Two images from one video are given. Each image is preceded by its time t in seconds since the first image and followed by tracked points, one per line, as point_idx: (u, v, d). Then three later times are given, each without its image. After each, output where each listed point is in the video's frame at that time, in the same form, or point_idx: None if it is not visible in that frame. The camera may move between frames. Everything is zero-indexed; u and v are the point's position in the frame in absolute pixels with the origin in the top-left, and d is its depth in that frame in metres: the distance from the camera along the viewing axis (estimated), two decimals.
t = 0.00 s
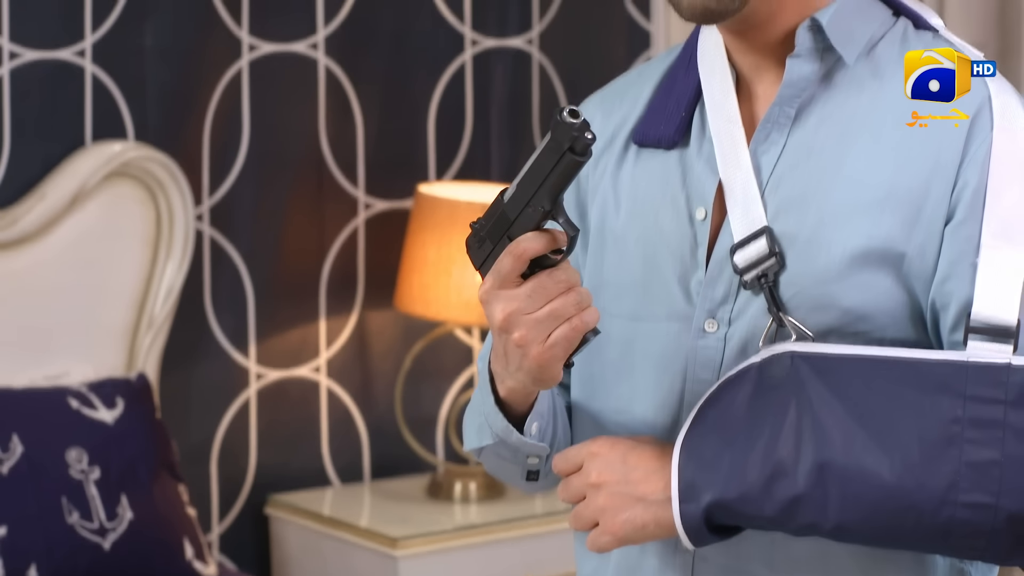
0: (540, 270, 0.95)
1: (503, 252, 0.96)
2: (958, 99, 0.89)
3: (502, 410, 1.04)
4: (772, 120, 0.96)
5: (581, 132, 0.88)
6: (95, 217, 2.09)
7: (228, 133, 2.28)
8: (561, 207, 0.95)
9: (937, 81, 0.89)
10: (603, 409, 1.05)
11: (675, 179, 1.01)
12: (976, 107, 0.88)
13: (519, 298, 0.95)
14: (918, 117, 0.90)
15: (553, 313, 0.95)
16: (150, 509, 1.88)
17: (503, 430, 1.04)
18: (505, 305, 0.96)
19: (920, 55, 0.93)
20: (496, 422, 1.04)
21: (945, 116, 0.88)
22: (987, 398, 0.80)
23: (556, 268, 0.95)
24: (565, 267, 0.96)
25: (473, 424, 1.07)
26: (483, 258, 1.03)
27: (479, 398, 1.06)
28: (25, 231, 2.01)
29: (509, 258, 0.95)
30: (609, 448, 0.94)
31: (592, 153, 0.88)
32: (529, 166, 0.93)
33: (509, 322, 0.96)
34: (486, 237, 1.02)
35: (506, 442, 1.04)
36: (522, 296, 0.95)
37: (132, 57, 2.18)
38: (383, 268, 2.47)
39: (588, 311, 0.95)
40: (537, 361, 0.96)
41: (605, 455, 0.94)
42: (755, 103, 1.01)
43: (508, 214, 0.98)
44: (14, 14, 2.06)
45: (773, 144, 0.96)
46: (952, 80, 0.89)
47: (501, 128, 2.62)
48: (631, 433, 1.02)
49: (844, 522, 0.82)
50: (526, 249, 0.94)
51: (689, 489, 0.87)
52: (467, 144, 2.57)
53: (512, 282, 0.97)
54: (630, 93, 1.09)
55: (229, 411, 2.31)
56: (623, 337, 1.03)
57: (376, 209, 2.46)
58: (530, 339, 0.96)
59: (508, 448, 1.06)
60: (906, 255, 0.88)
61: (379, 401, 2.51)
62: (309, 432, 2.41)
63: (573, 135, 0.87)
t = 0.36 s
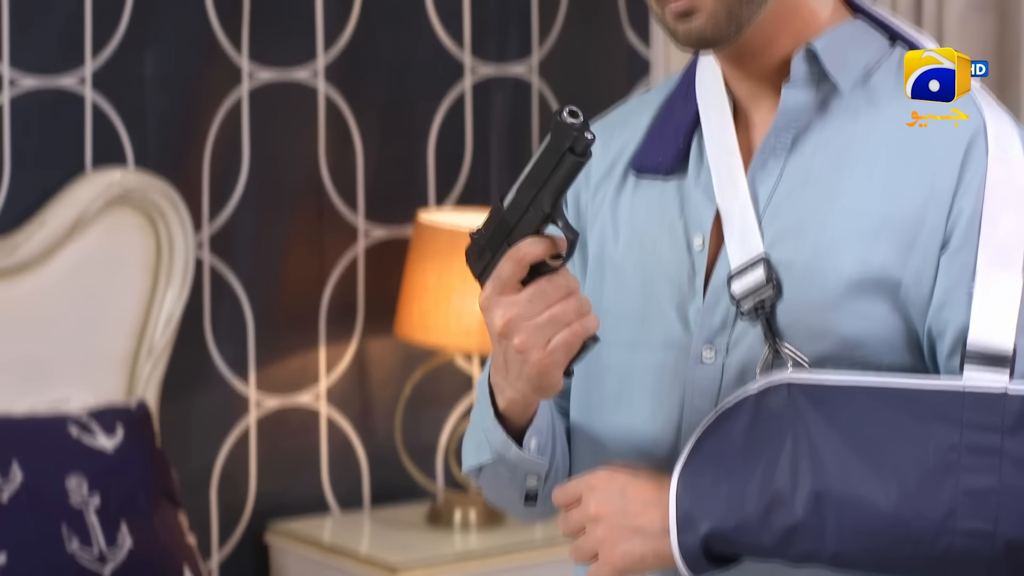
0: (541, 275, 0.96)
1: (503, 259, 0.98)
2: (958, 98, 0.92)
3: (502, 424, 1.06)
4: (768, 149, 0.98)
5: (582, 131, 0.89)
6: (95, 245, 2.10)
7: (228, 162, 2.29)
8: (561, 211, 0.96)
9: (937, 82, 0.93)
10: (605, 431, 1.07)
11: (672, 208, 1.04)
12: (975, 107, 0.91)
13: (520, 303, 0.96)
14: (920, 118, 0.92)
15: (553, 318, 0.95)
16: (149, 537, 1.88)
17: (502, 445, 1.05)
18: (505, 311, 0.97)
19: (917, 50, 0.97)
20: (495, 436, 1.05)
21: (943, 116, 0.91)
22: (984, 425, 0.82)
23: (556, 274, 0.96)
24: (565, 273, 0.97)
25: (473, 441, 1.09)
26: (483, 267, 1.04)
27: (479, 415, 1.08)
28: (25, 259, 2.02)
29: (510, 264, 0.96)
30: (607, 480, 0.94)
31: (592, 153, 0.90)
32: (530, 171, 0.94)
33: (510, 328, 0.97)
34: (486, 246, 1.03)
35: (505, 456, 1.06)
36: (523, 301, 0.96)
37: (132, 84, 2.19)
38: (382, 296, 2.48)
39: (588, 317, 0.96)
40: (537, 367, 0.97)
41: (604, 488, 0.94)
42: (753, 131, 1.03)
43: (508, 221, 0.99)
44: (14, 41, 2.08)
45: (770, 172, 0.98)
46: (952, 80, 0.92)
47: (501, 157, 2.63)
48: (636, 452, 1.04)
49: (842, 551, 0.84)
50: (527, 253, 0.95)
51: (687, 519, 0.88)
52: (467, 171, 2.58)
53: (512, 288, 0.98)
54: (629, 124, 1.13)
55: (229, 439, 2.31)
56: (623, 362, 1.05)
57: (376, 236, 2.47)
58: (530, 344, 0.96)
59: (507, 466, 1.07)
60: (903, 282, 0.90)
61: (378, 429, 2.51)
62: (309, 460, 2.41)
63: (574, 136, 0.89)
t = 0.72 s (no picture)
0: (545, 292, 0.97)
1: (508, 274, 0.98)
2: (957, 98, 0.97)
3: (502, 441, 1.06)
4: (769, 175, 0.99)
5: (590, 147, 0.89)
6: (95, 269, 2.11)
7: (228, 187, 2.30)
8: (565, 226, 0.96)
9: (937, 82, 0.98)
10: (605, 452, 1.07)
11: (673, 234, 1.05)
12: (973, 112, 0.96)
13: (524, 319, 0.97)
14: (920, 118, 0.95)
15: (557, 334, 0.96)
16: (149, 562, 1.87)
17: (502, 464, 1.05)
18: (509, 327, 0.97)
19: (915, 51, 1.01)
20: (496, 456, 1.05)
21: (944, 118, 0.94)
22: (985, 450, 0.83)
23: (560, 290, 0.97)
24: (569, 290, 0.97)
25: (473, 462, 1.09)
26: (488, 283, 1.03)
27: (479, 436, 1.08)
28: (25, 284, 2.03)
29: (515, 279, 0.96)
30: (608, 509, 0.95)
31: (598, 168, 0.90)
32: (537, 186, 0.94)
33: (514, 343, 0.97)
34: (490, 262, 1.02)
35: (505, 476, 1.06)
36: (527, 317, 0.97)
37: (132, 110, 2.20)
38: (382, 320, 2.48)
39: (592, 334, 0.97)
40: (541, 384, 0.98)
41: (605, 516, 0.95)
42: (754, 156, 1.04)
43: (512, 237, 0.99)
44: (15, 66, 2.09)
45: (770, 199, 0.99)
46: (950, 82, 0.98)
47: (501, 183, 2.64)
48: (637, 474, 1.05)
49: None
50: (531, 269, 0.95)
51: (688, 544, 0.89)
52: (467, 195, 2.59)
53: (516, 304, 0.98)
54: (630, 149, 1.15)
55: (228, 465, 2.31)
56: (624, 387, 1.06)
57: (376, 261, 2.48)
58: (534, 360, 0.97)
59: (506, 485, 1.08)
60: (904, 308, 0.90)
61: (378, 454, 2.50)
62: (309, 485, 2.41)
63: (582, 152, 0.89)
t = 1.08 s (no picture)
0: (553, 309, 0.97)
1: (516, 292, 0.98)
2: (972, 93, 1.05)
3: (508, 459, 1.06)
4: (771, 193, 1.00)
5: (599, 163, 0.89)
6: (95, 287, 2.11)
7: (228, 205, 2.30)
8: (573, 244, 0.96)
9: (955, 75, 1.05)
10: (606, 469, 1.08)
11: (674, 251, 1.05)
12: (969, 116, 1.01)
13: (533, 336, 0.97)
14: (918, 120, 0.98)
15: (565, 351, 0.96)
16: None
17: (507, 482, 1.05)
18: (517, 345, 0.97)
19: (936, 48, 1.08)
20: (501, 473, 1.05)
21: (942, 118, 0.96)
22: (988, 468, 0.83)
23: (568, 308, 0.97)
24: (577, 307, 0.97)
25: (476, 479, 1.09)
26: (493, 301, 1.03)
27: (484, 452, 1.08)
28: (26, 301, 2.03)
29: (523, 297, 0.96)
30: (613, 527, 0.95)
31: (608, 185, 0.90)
32: (546, 203, 0.94)
33: (522, 361, 0.98)
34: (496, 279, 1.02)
35: (509, 494, 1.06)
36: (535, 335, 0.97)
37: (132, 128, 2.21)
38: (381, 337, 2.48)
39: (600, 352, 0.97)
40: (549, 402, 0.97)
41: (610, 534, 0.95)
42: (754, 174, 1.05)
43: (520, 255, 0.99)
44: (15, 85, 2.10)
45: (773, 216, 1.00)
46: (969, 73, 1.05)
47: (501, 200, 2.65)
48: (639, 491, 1.05)
49: None
50: (540, 287, 0.95)
51: (692, 562, 0.89)
52: (467, 213, 2.60)
53: (524, 322, 0.98)
54: (631, 166, 1.15)
55: (228, 483, 2.31)
56: (626, 404, 1.06)
57: (376, 278, 2.48)
58: (542, 378, 0.97)
59: (509, 502, 1.07)
60: (907, 326, 0.91)
61: (378, 471, 2.50)
62: (309, 503, 2.40)
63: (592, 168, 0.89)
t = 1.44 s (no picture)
0: (560, 331, 0.97)
1: (524, 314, 0.98)
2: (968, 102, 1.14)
3: (513, 478, 1.06)
4: (773, 212, 1.01)
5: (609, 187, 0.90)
6: (95, 305, 2.11)
7: (228, 225, 2.31)
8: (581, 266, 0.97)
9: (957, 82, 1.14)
10: (609, 486, 1.08)
11: (676, 270, 1.05)
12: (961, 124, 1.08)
13: (540, 358, 0.97)
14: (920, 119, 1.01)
15: (572, 374, 0.96)
16: None
17: (512, 501, 1.05)
18: (525, 367, 0.97)
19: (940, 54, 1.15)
20: (506, 492, 1.05)
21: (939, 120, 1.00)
22: (990, 486, 0.83)
23: (575, 330, 0.97)
24: (584, 330, 0.98)
25: (480, 498, 1.09)
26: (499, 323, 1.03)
27: (490, 470, 1.07)
28: (25, 319, 2.03)
29: (531, 318, 0.97)
30: (615, 548, 0.96)
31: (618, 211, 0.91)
32: (556, 225, 0.95)
33: (529, 383, 0.97)
34: (502, 301, 1.02)
35: (513, 513, 1.06)
36: (542, 357, 0.97)
37: (132, 148, 2.23)
38: (382, 355, 2.48)
39: (608, 374, 0.97)
40: (556, 424, 0.97)
41: (612, 555, 0.95)
42: (756, 193, 1.06)
43: (528, 277, 0.99)
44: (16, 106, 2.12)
45: (774, 235, 1.01)
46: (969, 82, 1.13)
47: (501, 219, 2.66)
48: (641, 508, 1.05)
49: None
50: (547, 308, 0.95)
51: None
52: (468, 231, 2.61)
53: (531, 344, 0.98)
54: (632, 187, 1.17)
55: (227, 502, 2.31)
56: (628, 421, 1.07)
57: (377, 296, 2.48)
58: (550, 400, 0.97)
59: (513, 521, 1.07)
60: (909, 344, 0.91)
61: (379, 489, 2.50)
62: (309, 521, 2.40)
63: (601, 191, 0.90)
